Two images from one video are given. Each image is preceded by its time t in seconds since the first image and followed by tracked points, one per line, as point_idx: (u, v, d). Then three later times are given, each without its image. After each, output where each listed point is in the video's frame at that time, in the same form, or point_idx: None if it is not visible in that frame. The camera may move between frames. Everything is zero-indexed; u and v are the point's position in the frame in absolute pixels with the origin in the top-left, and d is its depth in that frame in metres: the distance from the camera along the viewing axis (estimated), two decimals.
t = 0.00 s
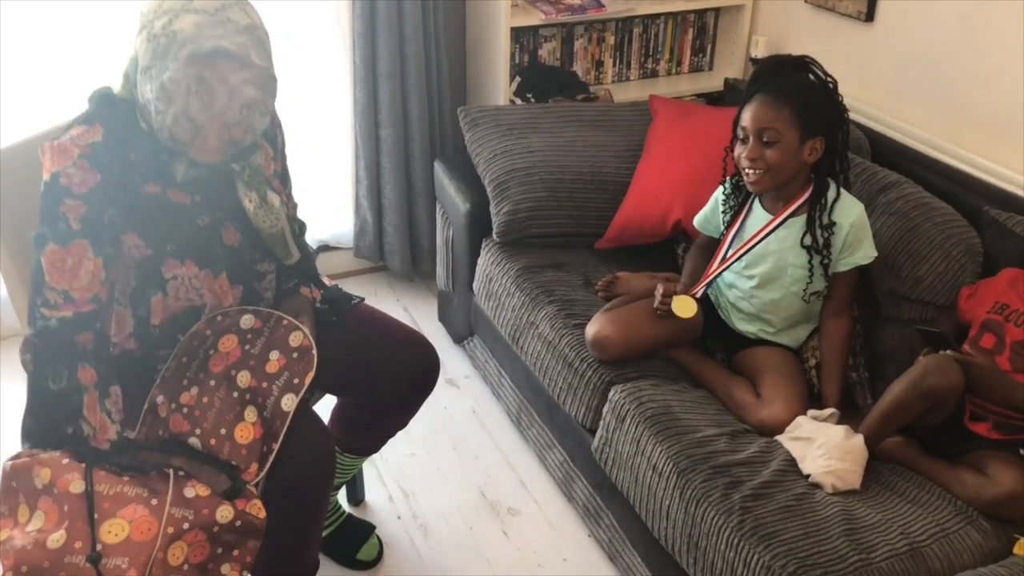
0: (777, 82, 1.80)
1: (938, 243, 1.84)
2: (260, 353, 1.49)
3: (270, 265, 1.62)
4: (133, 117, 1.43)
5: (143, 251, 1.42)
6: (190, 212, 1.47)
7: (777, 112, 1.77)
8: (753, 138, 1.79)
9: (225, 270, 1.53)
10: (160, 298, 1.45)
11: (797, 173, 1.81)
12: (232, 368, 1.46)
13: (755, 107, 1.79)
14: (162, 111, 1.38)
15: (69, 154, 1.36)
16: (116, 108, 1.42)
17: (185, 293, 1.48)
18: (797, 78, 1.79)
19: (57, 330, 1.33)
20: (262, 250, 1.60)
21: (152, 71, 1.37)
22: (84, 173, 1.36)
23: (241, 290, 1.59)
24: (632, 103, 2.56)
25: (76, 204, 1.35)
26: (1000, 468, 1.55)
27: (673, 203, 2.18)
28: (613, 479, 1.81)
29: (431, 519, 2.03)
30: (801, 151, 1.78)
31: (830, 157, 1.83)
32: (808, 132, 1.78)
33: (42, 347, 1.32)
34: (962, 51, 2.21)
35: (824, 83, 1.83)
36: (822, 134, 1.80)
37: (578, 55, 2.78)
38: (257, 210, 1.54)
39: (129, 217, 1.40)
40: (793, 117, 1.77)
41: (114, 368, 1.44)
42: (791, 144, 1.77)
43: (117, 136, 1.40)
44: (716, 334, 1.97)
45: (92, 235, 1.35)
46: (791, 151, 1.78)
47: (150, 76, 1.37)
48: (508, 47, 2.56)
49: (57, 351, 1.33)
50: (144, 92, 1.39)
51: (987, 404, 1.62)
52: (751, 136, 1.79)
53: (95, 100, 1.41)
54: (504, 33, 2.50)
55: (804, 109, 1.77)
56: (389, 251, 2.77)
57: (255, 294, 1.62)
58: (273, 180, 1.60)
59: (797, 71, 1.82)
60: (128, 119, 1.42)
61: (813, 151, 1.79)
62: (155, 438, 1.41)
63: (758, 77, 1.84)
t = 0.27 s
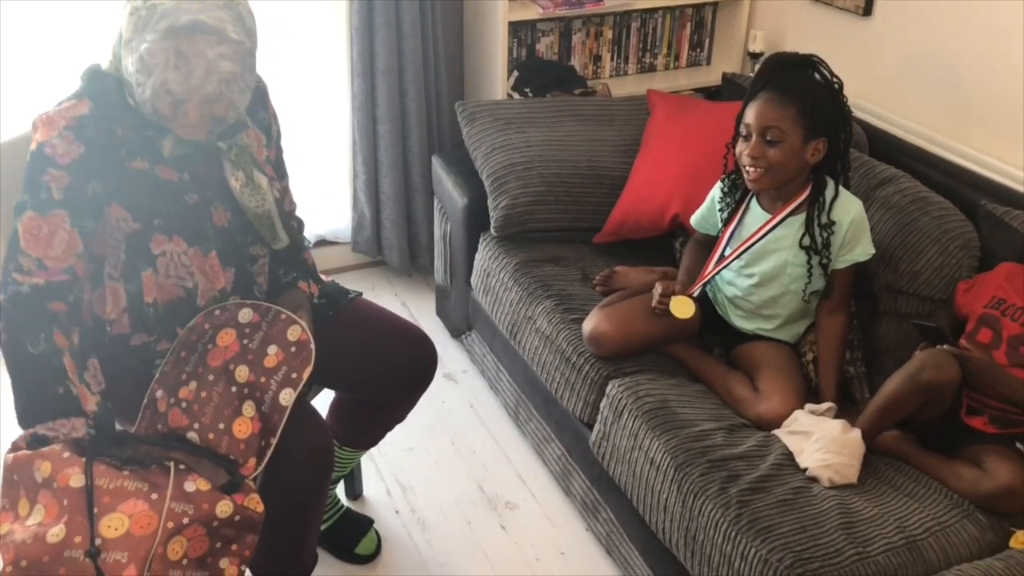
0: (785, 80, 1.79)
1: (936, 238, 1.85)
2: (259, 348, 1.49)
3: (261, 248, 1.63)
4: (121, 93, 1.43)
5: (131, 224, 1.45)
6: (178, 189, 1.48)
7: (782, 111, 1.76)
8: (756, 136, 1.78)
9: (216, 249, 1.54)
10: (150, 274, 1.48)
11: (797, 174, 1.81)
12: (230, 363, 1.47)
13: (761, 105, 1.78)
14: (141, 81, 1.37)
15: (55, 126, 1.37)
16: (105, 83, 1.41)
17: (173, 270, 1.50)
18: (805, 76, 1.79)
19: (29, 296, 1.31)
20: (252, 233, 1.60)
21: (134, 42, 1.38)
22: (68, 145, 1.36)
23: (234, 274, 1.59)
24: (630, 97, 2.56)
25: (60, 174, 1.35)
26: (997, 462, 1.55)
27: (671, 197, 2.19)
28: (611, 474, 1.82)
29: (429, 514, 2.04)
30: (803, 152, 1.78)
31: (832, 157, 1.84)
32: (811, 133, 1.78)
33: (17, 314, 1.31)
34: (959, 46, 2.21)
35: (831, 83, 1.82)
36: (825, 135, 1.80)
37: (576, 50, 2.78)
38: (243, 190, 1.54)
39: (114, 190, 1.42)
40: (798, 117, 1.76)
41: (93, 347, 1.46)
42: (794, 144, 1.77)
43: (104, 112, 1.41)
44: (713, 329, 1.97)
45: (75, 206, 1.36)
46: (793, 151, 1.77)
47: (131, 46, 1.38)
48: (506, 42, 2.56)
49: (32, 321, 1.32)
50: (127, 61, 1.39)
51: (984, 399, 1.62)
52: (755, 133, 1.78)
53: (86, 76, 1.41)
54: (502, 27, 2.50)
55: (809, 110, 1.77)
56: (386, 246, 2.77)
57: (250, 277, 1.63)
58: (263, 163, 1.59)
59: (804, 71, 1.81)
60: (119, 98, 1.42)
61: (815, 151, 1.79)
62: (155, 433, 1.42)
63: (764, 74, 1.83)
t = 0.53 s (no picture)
0: (783, 85, 1.80)
1: (929, 242, 1.86)
2: (254, 352, 1.49)
3: (253, 246, 1.63)
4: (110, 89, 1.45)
5: (118, 217, 1.45)
6: (168, 184, 1.49)
7: (779, 117, 1.77)
8: (751, 140, 1.79)
9: (204, 242, 1.53)
10: (138, 267, 1.47)
11: (789, 179, 1.83)
12: (226, 366, 1.48)
13: (757, 109, 1.79)
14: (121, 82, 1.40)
15: (42, 121, 1.40)
16: (93, 82, 1.44)
17: (160, 262, 1.49)
18: (803, 83, 1.80)
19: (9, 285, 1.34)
20: (243, 232, 1.61)
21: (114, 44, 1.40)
22: (54, 140, 1.39)
23: (225, 270, 1.58)
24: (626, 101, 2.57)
25: (46, 167, 1.37)
26: (989, 464, 1.56)
27: (666, 201, 2.20)
28: (607, 476, 1.83)
29: (426, 516, 2.05)
30: (797, 158, 1.80)
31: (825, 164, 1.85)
32: (806, 140, 1.79)
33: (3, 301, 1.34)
34: (952, 50, 2.22)
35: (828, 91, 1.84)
36: (819, 142, 1.81)
37: (572, 54, 2.79)
38: (230, 188, 1.55)
39: (102, 185, 1.43)
40: (794, 124, 1.78)
41: (83, 338, 1.45)
42: (788, 150, 1.78)
43: (93, 108, 1.43)
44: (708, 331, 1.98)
45: (59, 198, 1.38)
46: (787, 157, 1.79)
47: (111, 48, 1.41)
48: (503, 46, 2.57)
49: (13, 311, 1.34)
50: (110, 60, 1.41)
51: (975, 400, 1.63)
52: (750, 137, 1.79)
53: (78, 73, 1.45)
54: (498, 32, 2.51)
55: (804, 117, 1.78)
56: (384, 249, 2.78)
57: (241, 275, 1.62)
58: (254, 164, 1.61)
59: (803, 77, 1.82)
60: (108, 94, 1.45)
61: (808, 159, 1.80)
62: (152, 437, 1.44)
63: (764, 78, 1.84)
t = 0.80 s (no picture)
0: (782, 93, 1.81)
1: (924, 247, 1.87)
2: (254, 358, 1.50)
3: (249, 249, 1.62)
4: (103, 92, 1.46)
5: (112, 218, 1.45)
6: (160, 185, 1.49)
7: (777, 125, 1.79)
8: (749, 146, 1.81)
9: (198, 244, 1.53)
10: (131, 268, 1.47)
11: (785, 186, 1.84)
12: (225, 374, 1.49)
13: (756, 116, 1.80)
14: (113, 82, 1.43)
15: (34, 125, 1.42)
16: (88, 87, 1.46)
17: (152, 263, 1.48)
18: (802, 91, 1.81)
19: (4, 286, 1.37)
20: (239, 235, 1.60)
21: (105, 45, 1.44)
22: (45, 143, 1.41)
23: (220, 271, 1.57)
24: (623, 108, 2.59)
25: (37, 171, 1.39)
26: (983, 468, 1.57)
27: (663, 207, 2.21)
28: (605, 481, 1.84)
29: (425, 521, 2.06)
30: (794, 166, 1.81)
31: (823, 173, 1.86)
32: (803, 148, 1.80)
33: None
34: (949, 57, 2.24)
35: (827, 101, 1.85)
36: (816, 152, 1.83)
37: (570, 61, 2.81)
38: (224, 189, 1.56)
39: (94, 186, 1.44)
40: (792, 132, 1.79)
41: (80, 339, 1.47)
42: (786, 157, 1.79)
43: (86, 112, 1.45)
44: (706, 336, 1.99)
45: (52, 200, 1.40)
46: (784, 164, 1.80)
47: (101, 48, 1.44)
48: (501, 54, 2.59)
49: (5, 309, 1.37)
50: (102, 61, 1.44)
51: (972, 405, 1.65)
52: (748, 144, 1.81)
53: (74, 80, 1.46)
54: (496, 40, 2.53)
55: (803, 126, 1.80)
56: (383, 255, 2.79)
57: (236, 278, 1.60)
58: (250, 167, 1.62)
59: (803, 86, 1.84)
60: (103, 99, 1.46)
61: (805, 166, 1.82)
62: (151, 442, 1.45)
63: (763, 86, 1.85)
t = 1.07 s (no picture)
0: (789, 103, 1.81)
1: (927, 256, 1.87)
2: (253, 369, 1.50)
3: (246, 252, 1.62)
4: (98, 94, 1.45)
5: (106, 222, 1.44)
6: (155, 189, 1.48)
7: (782, 134, 1.79)
8: (754, 155, 1.81)
9: (194, 247, 1.52)
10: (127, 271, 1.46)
11: (789, 196, 1.84)
12: (224, 384, 1.48)
13: (762, 125, 1.81)
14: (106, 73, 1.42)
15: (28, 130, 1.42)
16: (83, 90, 1.45)
17: (149, 267, 1.48)
18: (809, 101, 1.81)
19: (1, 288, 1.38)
20: (235, 236, 1.60)
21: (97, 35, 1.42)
22: (39, 147, 1.40)
23: (216, 276, 1.57)
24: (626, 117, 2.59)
25: (32, 175, 1.39)
26: (986, 478, 1.57)
27: (665, 215, 2.21)
28: (607, 491, 1.83)
29: (426, 530, 2.05)
30: (798, 175, 1.81)
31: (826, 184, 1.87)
32: (808, 158, 1.81)
33: None
34: (951, 66, 2.24)
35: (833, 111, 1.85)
36: (821, 162, 1.83)
37: (573, 69, 2.81)
38: (221, 191, 1.54)
39: (88, 191, 1.43)
40: (797, 142, 1.79)
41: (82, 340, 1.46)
42: (790, 167, 1.79)
43: (80, 116, 1.44)
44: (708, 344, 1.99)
45: (46, 204, 1.40)
46: (788, 174, 1.80)
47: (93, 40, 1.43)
48: (504, 62, 2.59)
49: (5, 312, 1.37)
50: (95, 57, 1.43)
51: (973, 415, 1.65)
52: (753, 152, 1.81)
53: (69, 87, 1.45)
54: (499, 48, 2.53)
55: (809, 136, 1.80)
56: (385, 263, 2.79)
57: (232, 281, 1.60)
58: (247, 171, 1.61)
59: (810, 96, 1.84)
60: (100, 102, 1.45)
61: (809, 177, 1.82)
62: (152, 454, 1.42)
63: (771, 95, 1.85)
